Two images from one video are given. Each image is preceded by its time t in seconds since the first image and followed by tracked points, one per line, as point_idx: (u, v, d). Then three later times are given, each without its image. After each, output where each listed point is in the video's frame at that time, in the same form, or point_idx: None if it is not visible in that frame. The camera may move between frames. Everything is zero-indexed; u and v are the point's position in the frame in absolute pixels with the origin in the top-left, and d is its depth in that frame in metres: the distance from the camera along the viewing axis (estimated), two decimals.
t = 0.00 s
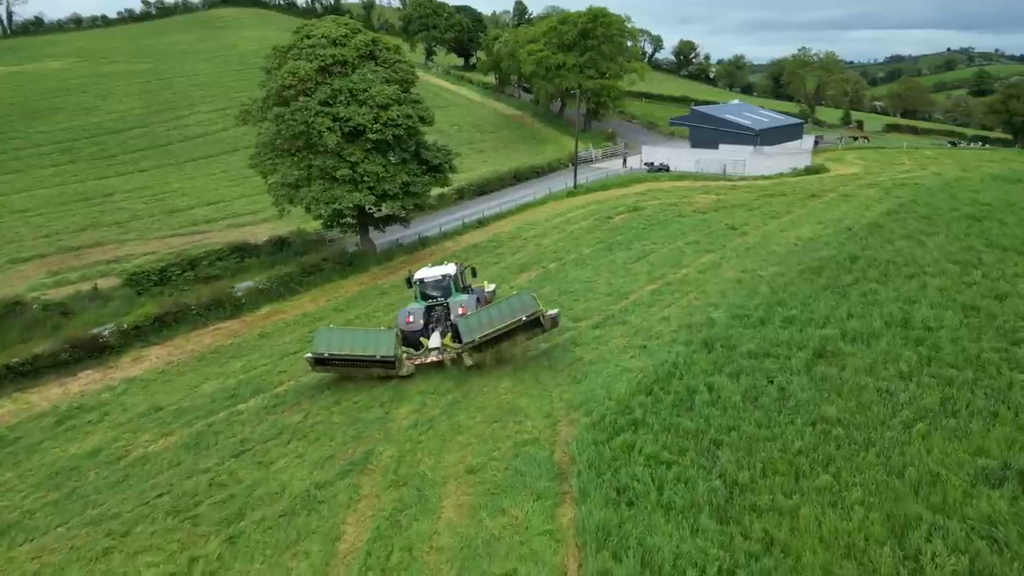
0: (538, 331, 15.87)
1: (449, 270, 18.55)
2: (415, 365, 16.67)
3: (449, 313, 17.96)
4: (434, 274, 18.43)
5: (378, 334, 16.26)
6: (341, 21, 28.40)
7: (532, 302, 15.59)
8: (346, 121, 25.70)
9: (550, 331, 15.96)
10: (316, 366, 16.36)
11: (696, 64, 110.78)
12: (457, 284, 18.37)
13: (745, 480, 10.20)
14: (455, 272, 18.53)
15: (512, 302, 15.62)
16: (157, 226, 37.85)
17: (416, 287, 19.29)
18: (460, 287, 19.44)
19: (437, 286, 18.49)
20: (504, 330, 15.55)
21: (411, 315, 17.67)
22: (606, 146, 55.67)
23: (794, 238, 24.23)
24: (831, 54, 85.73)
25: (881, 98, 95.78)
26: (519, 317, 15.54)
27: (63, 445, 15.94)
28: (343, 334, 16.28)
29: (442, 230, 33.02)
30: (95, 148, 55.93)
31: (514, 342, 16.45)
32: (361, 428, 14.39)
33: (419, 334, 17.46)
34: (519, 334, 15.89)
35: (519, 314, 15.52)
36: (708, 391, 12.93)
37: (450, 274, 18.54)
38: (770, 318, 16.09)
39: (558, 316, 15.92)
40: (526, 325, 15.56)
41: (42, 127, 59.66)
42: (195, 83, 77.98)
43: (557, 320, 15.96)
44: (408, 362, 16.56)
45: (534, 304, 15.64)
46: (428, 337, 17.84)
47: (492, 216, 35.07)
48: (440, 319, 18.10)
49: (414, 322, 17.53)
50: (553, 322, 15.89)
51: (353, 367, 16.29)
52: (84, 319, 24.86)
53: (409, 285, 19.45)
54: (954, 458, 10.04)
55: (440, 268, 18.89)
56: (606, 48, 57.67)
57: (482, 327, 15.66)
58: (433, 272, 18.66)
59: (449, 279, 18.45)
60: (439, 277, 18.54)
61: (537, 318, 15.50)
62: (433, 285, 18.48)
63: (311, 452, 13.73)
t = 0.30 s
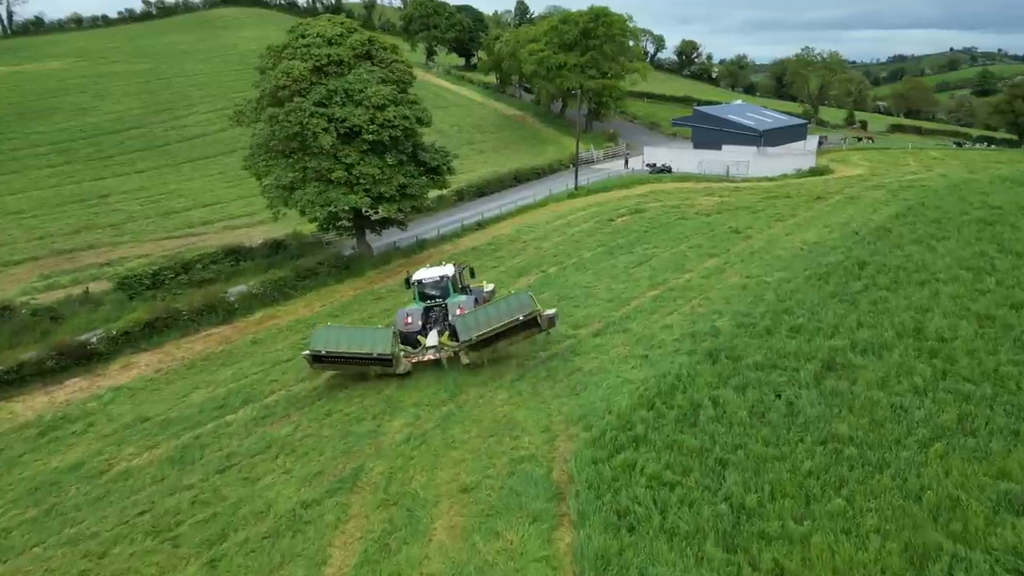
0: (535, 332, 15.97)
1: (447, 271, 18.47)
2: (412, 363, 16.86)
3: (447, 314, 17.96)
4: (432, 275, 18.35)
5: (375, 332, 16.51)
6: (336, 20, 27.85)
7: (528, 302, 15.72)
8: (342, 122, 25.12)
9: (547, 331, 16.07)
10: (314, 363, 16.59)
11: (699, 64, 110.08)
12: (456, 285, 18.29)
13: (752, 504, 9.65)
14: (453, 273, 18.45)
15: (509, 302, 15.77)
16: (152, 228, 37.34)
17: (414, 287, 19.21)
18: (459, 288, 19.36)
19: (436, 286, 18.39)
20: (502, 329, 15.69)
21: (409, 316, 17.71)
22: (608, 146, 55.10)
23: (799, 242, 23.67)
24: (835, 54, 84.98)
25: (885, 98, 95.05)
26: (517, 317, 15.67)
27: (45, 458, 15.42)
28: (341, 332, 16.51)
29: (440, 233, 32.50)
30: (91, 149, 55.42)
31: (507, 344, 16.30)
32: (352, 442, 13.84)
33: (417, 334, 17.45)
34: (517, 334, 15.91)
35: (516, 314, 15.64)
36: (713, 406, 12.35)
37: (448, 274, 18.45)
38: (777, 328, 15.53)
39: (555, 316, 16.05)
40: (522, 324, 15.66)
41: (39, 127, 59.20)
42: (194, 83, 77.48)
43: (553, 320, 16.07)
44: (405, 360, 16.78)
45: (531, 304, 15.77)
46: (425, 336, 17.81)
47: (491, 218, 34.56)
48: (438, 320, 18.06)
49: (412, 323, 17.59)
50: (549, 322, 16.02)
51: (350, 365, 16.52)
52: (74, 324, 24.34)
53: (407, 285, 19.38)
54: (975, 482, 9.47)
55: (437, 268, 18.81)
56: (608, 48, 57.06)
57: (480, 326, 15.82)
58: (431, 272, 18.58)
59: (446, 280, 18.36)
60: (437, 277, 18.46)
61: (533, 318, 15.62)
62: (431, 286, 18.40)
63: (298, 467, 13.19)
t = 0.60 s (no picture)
0: (533, 331, 15.93)
1: (447, 271, 18.53)
2: (409, 359, 16.81)
3: (446, 314, 17.98)
4: (432, 275, 18.41)
5: (373, 327, 16.38)
6: (332, 19, 27.30)
7: (528, 300, 15.70)
8: (336, 123, 24.55)
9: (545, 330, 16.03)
10: (311, 357, 16.46)
11: (701, 63, 109.45)
12: (455, 285, 18.36)
13: (761, 531, 9.08)
14: (452, 273, 18.52)
15: (509, 299, 15.77)
16: (146, 231, 36.83)
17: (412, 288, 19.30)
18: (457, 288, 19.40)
19: (435, 286, 18.48)
20: (500, 326, 15.66)
21: (408, 315, 17.62)
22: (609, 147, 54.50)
23: (805, 246, 23.09)
24: (838, 54, 84.25)
25: (889, 98, 94.40)
26: (516, 315, 15.59)
27: (25, 472, 14.89)
28: (339, 326, 16.37)
29: (438, 236, 31.95)
30: (88, 149, 54.93)
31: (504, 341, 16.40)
32: (341, 457, 13.28)
33: (416, 332, 17.43)
34: (515, 331, 15.94)
35: (516, 312, 15.60)
36: (718, 423, 11.77)
37: (447, 275, 18.52)
38: (783, 338, 14.95)
39: (554, 316, 16.00)
40: (521, 322, 15.63)
41: (36, 127, 58.76)
42: (193, 84, 76.99)
43: (552, 319, 16.01)
44: (402, 356, 16.69)
45: (530, 302, 15.76)
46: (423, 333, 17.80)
47: (490, 220, 34.02)
48: (437, 319, 18.14)
49: (411, 322, 17.53)
50: (548, 321, 15.96)
51: (347, 359, 16.42)
52: (63, 329, 23.80)
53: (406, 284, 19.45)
54: (999, 510, 8.89)
55: (437, 268, 18.88)
56: (609, 48, 56.52)
57: (478, 322, 15.79)
58: (430, 273, 18.66)
59: (445, 280, 18.41)
60: (436, 277, 18.53)
61: (532, 316, 15.58)
62: (430, 285, 18.46)
63: (284, 485, 12.64)
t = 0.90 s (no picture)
0: (530, 329, 16.19)
1: (445, 271, 18.97)
2: (407, 356, 16.99)
3: (443, 312, 18.23)
4: (430, 274, 18.77)
5: (372, 324, 16.53)
6: (327, 18, 26.75)
7: (525, 299, 15.96)
8: (330, 125, 23.99)
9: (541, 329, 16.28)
10: (309, 352, 16.57)
11: (703, 63, 108.77)
12: (453, 284, 18.77)
13: (770, 561, 8.52)
14: (451, 273, 18.95)
15: (507, 298, 16.00)
16: (140, 233, 36.31)
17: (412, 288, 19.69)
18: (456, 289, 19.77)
19: (434, 286, 18.89)
20: (497, 324, 15.88)
21: (406, 314, 17.78)
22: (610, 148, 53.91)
23: (810, 250, 22.52)
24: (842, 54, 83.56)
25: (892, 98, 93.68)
26: (513, 313, 15.84)
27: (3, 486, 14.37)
28: (338, 322, 16.55)
29: (436, 239, 31.40)
30: (84, 150, 54.42)
31: (501, 340, 16.53)
32: (329, 474, 12.74)
33: (415, 330, 17.54)
34: (511, 329, 16.20)
35: (514, 310, 15.84)
36: (723, 440, 11.21)
37: (445, 274, 18.94)
38: (790, 349, 14.38)
39: (552, 315, 16.23)
40: (518, 321, 15.85)
41: (32, 128, 58.29)
42: (192, 84, 76.47)
43: (549, 318, 16.23)
44: (400, 353, 16.85)
45: (527, 301, 15.98)
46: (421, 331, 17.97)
47: (489, 223, 33.46)
48: (435, 318, 18.41)
49: (409, 321, 17.70)
50: (545, 320, 16.17)
51: (345, 354, 16.59)
52: (51, 335, 23.27)
53: (405, 286, 19.83)
54: None
55: (437, 269, 19.29)
56: (611, 47, 55.94)
57: (476, 320, 16.00)
58: (429, 273, 19.08)
59: (444, 279, 18.79)
60: (435, 277, 18.94)
61: (529, 314, 15.82)
62: (429, 285, 18.83)
63: (270, 503, 12.10)
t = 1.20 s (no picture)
0: (527, 329, 16.20)
1: (444, 271, 19.03)
2: (404, 355, 17.10)
3: (442, 312, 18.13)
4: (429, 275, 18.82)
5: (371, 323, 16.62)
6: (322, 18, 26.22)
7: (524, 299, 15.87)
8: (324, 127, 23.47)
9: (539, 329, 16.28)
10: (308, 350, 16.72)
11: (705, 63, 108.12)
12: (452, 284, 18.80)
13: None
14: (450, 273, 19.00)
15: (505, 298, 15.95)
16: (134, 235, 35.81)
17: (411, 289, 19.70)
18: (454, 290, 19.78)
19: (433, 286, 18.91)
20: (494, 325, 15.87)
21: (405, 314, 17.69)
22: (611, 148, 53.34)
23: (816, 255, 21.97)
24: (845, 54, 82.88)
25: (895, 98, 93.17)
26: (511, 313, 15.81)
27: None
28: (337, 321, 16.65)
29: (433, 242, 30.87)
30: (81, 151, 53.95)
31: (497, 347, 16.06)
32: (315, 492, 12.20)
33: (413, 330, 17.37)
34: (509, 329, 16.19)
35: (511, 310, 15.80)
36: (728, 459, 10.66)
37: (444, 275, 18.97)
38: (797, 360, 13.83)
39: (549, 315, 16.26)
40: (516, 321, 15.83)
41: (29, 128, 57.87)
42: (191, 84, 76.03)
43: (546, 318, 16.28)
44: (398, 352, 16.99)
45: (526, 301, 15.93)
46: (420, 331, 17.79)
47: (488, 225, 32.92)
48: (434, 318, 18.28)
49: (408, 322, 17.57)
50: (543, 321, 16.20)
51: (343, 353, 16.70)
52: (38, 341, 22.76)
53: (405, 287, 19.88)
54: None
55: (436, 269, 19.33)
56: (612, 47, 55.37)
57: (474, 320, 16.02)
58: (428, 273, 19.14)
59: (443, 280, 18.86)
60: (434, 277, 19.01)
61: (527, 314, 15.78)
62: (428, 285, 18.87)
63: (253, 523, 11.56)
